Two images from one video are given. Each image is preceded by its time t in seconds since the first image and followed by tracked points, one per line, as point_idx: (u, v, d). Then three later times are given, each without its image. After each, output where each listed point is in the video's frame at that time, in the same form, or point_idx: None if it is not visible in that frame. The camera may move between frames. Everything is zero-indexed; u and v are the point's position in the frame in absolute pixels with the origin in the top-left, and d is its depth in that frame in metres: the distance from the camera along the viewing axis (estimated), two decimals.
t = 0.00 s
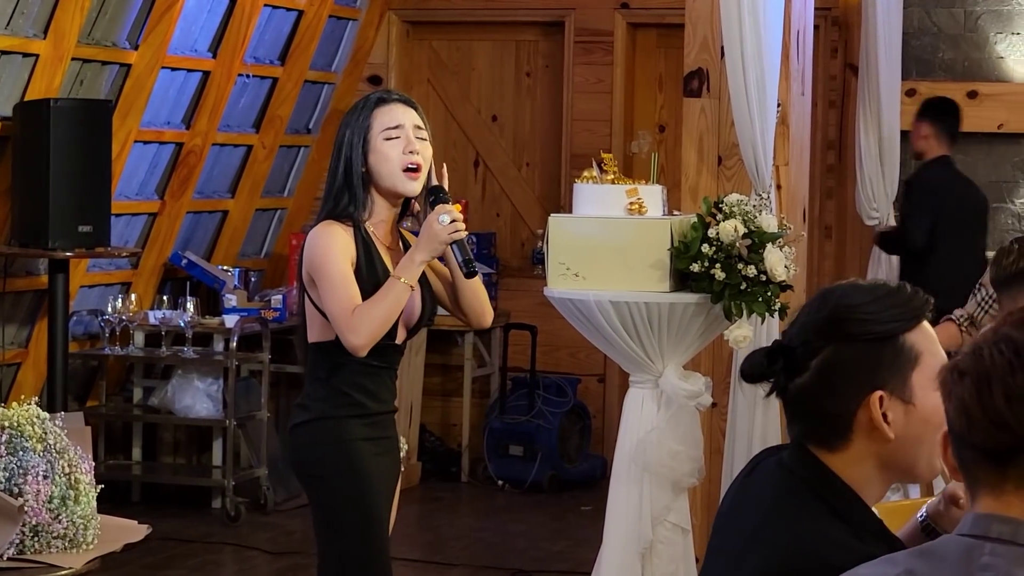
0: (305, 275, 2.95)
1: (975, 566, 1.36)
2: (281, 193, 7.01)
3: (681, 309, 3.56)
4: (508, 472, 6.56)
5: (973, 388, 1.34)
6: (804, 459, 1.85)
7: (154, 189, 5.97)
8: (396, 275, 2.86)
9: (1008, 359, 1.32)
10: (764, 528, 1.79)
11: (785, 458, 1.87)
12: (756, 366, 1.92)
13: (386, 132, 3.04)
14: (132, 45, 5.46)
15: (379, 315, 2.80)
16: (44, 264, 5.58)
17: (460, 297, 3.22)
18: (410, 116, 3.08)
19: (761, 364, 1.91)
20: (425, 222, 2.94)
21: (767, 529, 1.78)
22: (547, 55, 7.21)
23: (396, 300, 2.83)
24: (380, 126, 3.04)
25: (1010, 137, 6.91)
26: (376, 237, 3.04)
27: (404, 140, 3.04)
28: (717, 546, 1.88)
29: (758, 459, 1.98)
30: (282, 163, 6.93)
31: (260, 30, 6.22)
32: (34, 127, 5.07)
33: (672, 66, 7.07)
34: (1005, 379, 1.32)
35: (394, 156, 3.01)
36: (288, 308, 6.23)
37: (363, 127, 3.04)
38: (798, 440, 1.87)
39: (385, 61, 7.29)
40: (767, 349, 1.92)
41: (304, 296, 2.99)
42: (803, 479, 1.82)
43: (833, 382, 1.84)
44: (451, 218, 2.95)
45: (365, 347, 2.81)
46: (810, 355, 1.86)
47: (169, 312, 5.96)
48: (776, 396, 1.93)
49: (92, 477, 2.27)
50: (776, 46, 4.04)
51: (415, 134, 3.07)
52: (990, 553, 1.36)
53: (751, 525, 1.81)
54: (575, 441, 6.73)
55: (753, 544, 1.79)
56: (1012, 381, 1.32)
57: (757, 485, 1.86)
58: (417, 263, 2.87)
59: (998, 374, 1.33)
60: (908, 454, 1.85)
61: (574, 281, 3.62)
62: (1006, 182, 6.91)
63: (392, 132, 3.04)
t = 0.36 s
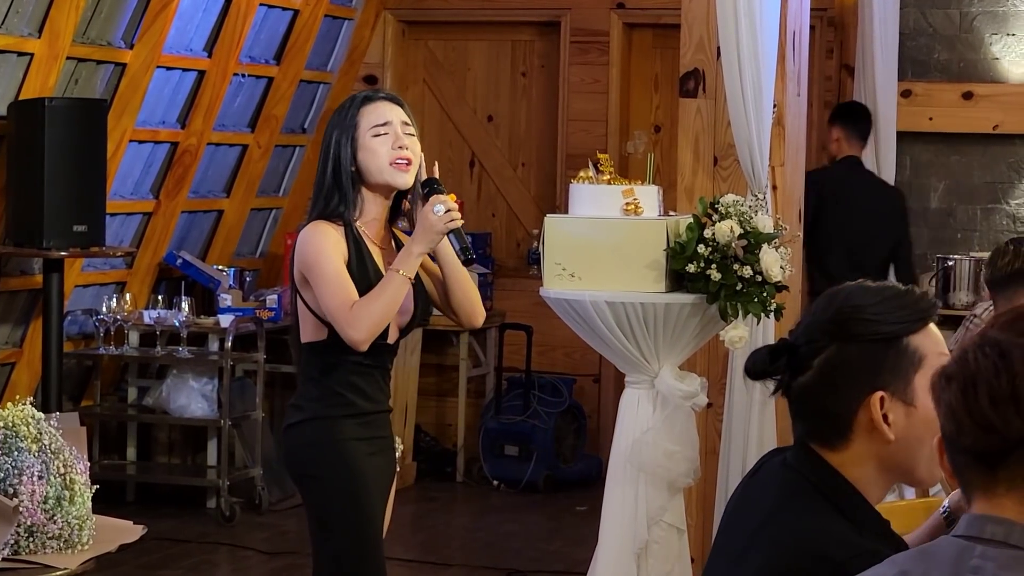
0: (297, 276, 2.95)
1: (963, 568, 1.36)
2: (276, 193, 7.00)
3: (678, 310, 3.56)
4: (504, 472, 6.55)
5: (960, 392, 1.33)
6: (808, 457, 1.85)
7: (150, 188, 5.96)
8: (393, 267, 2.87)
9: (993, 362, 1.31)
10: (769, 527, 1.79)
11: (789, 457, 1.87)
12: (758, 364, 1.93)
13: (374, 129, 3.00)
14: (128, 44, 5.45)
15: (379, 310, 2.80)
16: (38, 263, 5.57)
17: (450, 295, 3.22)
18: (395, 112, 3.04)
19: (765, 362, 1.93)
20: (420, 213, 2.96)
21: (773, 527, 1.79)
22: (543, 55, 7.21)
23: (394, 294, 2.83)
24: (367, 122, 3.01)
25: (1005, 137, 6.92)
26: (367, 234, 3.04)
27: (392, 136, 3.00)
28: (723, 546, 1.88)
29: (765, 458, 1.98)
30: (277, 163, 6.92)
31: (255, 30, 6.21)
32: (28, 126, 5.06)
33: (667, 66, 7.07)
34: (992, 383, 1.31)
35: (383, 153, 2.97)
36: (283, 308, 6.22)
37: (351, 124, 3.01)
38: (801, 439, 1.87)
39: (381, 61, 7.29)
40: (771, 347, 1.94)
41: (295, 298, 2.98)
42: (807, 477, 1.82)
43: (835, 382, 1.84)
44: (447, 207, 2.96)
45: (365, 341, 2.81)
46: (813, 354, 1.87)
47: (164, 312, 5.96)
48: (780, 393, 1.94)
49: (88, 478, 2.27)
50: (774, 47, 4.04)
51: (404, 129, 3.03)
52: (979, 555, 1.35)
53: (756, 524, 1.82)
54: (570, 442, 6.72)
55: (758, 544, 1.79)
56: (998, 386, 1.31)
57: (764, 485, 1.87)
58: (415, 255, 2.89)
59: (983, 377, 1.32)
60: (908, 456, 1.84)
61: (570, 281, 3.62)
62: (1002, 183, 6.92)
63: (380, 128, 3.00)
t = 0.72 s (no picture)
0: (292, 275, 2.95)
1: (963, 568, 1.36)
2: (274, 193, 7.00)
3: (676, 310, 3.56)
4: (502, 472, 6.55)
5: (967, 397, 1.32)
6: (810, 454, 1.85)
7: (148, 188, 5.96)
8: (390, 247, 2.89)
9: (1001, 365, 1.31)
10: (770, 526, 1.79)
11: (792, 455, 1.87)
12: (757, 363, 1.93)
13: (358, 124, 3.00)
14: (125, 43, 5.44)
15: (379, 291, 2.81)
16: (37, 263, 5.57)
17: (450, 291, 3.21)
18: (380, 107, 3.05)
19: (763, 361, 1.92)
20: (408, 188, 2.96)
21: (775, 526, 1.79)
22: (542, 54, 7.21)
23: (393, 274, 2.85)
24: (351, 118, 3.01)
25: (1003, 138, 6.92)
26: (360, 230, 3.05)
27: (378, 130, 3.01)
28: (725, 547, 1.88)
29: (768, 457, 1.97)
30: (275, 162, 6.92)
31: (253, 29, 6.21)
32: (27, 125, 5.07)
33: (666, 66, 7.07)
34: (999, 387, 1.31)
35: (371, 146, 2.98)
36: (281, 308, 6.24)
37: (335, 121, 3.01)
38: (802, 437, 1.87)
39: (380, 60, 7.30)
40: (770, 346, 1.94)
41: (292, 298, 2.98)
42: (809, 475, 1.82)
43: (833, 381, 1.84)
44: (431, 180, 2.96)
45: (370, 323, 2.82)
46: (812, 352, 1.87)
47: (163, 311, 5.95)
48: (780, 392, 1.95)
49: (85, 478, 2.26)
50: (772, 46, 4.03)
51: (390, 122, 3.04)
52: (985, 556, 1.36)
53: (759, 523, 1.82)
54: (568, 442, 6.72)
55: (761, 544, 1.80)
56: (1006, 391, 1.30)
57: (766, 484, 1.86)
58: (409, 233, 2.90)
59: (990, 381, 1.32)
60: (907, 454, 1.84)
61: (568, 281, 3.62)
62: (1000, 183, 6.93)
63: (366, 123, 3.01)
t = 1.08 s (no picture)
0: (290, 277, 2.96)
1: (976, 567, 1.35)
2: (274, 193, 7.00)
3: (675, 310, 3.56)
4: (501, 471, 6.55)
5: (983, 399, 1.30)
6: (815, 453, 1.85)
7: (147, 188, 5.96)
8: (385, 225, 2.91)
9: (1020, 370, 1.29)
10: (773, 525, 1.79)
11: (797, 456, 1.87)
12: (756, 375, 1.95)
13: (346, 122, 2.99)
14: (124, 43, 5.44)
15: (384, 269, 2.83)
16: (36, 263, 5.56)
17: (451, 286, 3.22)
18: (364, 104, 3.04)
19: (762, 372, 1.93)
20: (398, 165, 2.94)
21: (777, 524, 1.79)
22: (540, 54, 7.21)
23: (394, 254, 2.87)
24: (338, 117, 2.99)
25: (1003, 138, 6.93)
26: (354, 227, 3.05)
27: (367, 125, 3.00)
28: (727, 544, 1.88)
29: (774, 457, 1.97)
30: (274, 162, 6.93)
31: (252, 29, 6.21)
32: (27, 125, 5.08)
33: (665, 66, 7.07)
34: (1015, 392, 1.29)
35: (360, 142, 2.97)
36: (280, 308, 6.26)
37: (323, 122, 2.99)
38: (807, 439, 1.87)
39: (379, 60, 7.30)
40: (768, 356, 1.95)
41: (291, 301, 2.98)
42: (813, 474, 1.82)
43: (834, 384, 1.84)
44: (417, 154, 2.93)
45: (379, 303, 2.81)
46: (810, 358, 1.88)
47: (162, 312, 5.96)
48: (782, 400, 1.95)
49: (86, 477, 2.25)
50: (771, 47, 4.04)
51: (377, 117, 3.03)
52: (1001, 555, 1.34)
53: (762, 520, 1.82)
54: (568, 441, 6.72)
55: (763, 542, 1.80)
56: None
57: (770, 484, 1.86)
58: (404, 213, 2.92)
59: (1006, 386, 1.30)
60: (912, 455, 1.84)
61: (567, 281, 3.62)
62: (999, 183, 6.94)
63: (354, 120, 2.99)
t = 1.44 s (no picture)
0: (305, 274, 2.85)
1: (980, 566, 1.36)
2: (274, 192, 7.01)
3: (675, 309, 3.56)
4: (502, 471, 6.56)
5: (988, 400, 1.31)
6: (826, 453, 1.86)
7: (147, 188, 5.96)
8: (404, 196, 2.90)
9: None
10: (779, 523, 1.81)
11: (808, 456, 1.88)
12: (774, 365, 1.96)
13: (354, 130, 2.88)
14: (125, 43, 5.44)
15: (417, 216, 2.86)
16: (37, 262, 5.56)
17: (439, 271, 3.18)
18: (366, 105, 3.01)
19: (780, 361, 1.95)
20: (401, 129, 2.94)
21: (784, 522, 1.80)
22: (541, 54, 7.21)
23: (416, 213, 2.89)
24: (344, 125, 2.87)
25: (1003, 138, 6.93)
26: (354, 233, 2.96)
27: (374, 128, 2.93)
28: (735, 541, 1.90)
29: (785, 457, 1.98)
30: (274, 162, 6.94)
31: (253, 29, 6.21)
32: (28, 125, 5.08)
33: (666, 66, 7.08)
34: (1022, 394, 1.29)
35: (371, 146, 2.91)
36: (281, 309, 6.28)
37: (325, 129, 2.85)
38: (820, 439, 1.88)
39: (379, 60, 7.30)
40: (786, 349, 1.96)
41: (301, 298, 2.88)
42: (822, 475, 1.83)
43: (841, 384, 1.85)
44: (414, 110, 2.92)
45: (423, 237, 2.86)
46: (825, 355, 1.89)
47: (163, 311, 5.95)
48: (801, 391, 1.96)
49: (88, 476, 2.26)
50: (772, 46, 4.04)
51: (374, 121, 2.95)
52: (1004, 555, 1.35)
53: (769, 520, 1.83)
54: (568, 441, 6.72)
55: (768, 540, 1.81)
56: None
57: (781, 482, 1.88)
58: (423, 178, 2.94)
59: (1012, 388, 1.30)
60: (917, 462, 1.83)
61: (568, 281, 3.62)
62: (999, 183, 6.94)
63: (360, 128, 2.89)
